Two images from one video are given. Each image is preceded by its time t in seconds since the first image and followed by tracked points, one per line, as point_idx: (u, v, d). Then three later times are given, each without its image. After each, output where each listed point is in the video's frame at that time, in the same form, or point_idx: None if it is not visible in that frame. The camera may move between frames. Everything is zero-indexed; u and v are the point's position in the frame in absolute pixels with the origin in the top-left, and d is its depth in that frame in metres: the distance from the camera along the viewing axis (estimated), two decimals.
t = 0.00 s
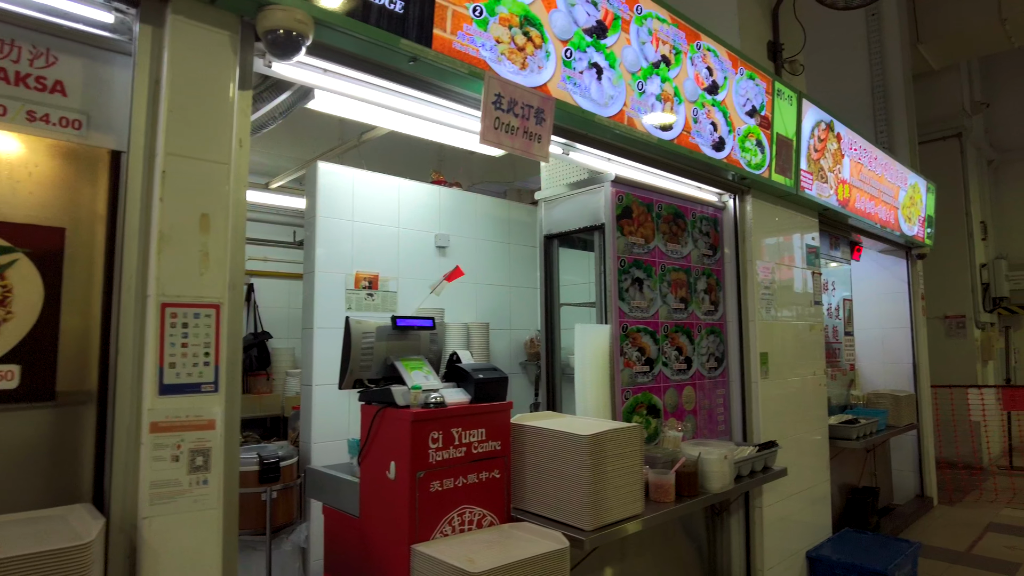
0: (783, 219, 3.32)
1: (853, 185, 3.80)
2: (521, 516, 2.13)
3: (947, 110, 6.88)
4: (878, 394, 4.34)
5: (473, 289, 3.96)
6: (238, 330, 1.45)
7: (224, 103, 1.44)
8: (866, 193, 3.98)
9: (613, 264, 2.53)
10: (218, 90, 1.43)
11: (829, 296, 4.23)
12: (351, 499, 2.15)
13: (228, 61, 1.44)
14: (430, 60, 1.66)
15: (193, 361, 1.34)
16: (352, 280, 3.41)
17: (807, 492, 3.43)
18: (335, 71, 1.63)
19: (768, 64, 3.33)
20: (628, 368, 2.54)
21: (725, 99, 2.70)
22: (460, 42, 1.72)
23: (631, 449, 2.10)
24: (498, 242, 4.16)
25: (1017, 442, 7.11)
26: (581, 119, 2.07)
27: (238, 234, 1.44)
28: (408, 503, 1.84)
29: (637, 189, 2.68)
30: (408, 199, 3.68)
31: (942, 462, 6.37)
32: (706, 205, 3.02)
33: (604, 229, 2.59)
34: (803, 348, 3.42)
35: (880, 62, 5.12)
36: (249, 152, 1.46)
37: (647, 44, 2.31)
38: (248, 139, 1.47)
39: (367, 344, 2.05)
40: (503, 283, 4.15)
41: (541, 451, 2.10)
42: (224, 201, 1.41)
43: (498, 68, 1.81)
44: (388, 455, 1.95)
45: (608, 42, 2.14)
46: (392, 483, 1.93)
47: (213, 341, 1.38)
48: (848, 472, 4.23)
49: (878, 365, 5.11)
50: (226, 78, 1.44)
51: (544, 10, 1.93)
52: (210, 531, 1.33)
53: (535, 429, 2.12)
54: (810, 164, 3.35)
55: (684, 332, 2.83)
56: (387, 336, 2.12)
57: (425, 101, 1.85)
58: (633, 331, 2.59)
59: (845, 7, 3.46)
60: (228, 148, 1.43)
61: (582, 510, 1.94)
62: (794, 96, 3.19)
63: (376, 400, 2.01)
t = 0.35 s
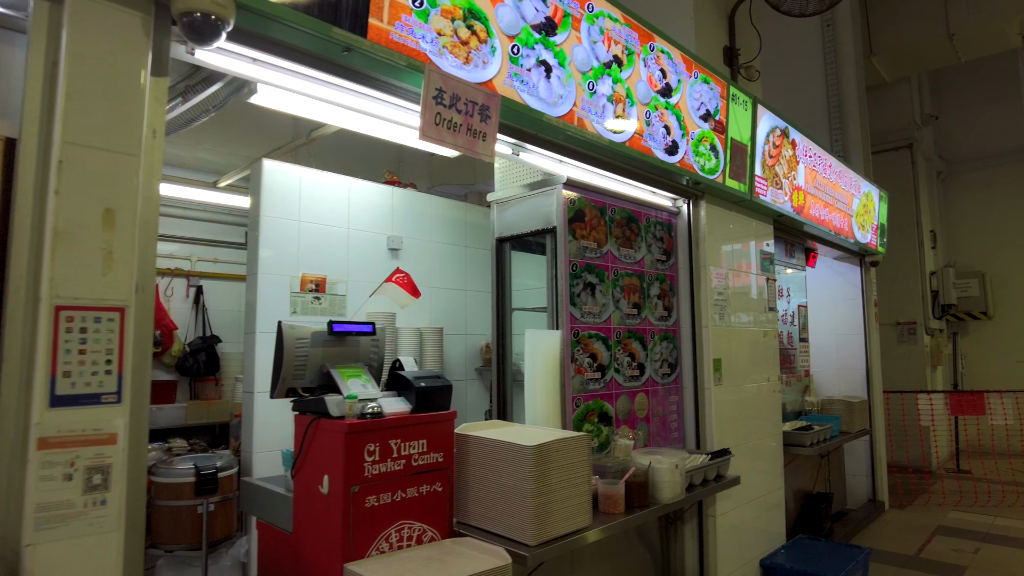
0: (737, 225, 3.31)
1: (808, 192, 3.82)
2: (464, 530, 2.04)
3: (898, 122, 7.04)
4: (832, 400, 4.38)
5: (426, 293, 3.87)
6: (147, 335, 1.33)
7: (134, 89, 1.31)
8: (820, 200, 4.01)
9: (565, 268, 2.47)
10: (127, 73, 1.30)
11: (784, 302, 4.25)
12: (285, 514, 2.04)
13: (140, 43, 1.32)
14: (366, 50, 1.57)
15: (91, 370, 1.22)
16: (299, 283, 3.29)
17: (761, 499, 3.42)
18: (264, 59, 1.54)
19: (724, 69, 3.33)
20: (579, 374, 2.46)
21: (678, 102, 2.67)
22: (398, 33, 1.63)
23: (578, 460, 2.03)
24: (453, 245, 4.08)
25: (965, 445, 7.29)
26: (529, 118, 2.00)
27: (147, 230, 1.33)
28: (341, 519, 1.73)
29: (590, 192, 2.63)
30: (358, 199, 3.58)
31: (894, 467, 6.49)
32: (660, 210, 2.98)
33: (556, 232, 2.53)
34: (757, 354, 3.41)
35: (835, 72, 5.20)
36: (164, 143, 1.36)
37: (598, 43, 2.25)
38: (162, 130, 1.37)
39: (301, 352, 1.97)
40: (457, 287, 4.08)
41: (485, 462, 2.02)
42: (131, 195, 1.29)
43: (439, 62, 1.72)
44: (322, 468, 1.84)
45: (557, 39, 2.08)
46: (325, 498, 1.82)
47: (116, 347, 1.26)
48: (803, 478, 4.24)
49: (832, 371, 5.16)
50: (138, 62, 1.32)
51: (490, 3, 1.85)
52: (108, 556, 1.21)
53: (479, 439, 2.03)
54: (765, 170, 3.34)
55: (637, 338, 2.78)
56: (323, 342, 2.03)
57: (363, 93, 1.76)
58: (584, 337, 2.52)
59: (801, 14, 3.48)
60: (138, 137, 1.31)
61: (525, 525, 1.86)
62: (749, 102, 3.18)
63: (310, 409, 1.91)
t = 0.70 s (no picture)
0: (711, 233, 3.21)
1: (783, 199, 3.75)
2: (419, 562, 1.88)
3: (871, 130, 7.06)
4: (806, 411, 4.31)
5: (389, 301, 3.73)
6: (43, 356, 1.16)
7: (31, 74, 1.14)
8: (795, 208, 3.94)
9: (532, 277, 2.33)
10: (24, 55, 1.13)
11: (759, 312, 4.17)
12: (225, 545, 1.87)
13: (39, 20, 1.15)
14: (308, 38, 1.42)
15: None
16: (252, 290, 3.12)
17: (736, 515, 3.32)
18: (194, 46, 1.38)
19: (699, 72, 3.23)
20: (546, 390, 2.32)
21: (651, 105, 2.56)
22: (344, 21, 1.48)
23: (542, 485, 1.89)
24: (420, 251, 3.93)
25: (936, 453, 7.31)
26: (491, 117, 1.86)
27: (46, 234, 1.16)
28: (281, 554, 1.57)
29: (559, 197, 2.50)
30: (318, 202, 3.43)
31: (867, 476, 6.47)
32: (633, 216, 2.87)
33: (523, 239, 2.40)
34: (731, 366, 3.32)
35: (809, 79, 5.16)
36: (70, 137, 1.20)
37: (566, 40, 2.13)
38: (67, 122, 1.21)
39: (241, 367, 1.82)
40: (423, 295, 3.93)
41: (442, 487, 1.87)
42: (25, 194, 1.12)
43: (392, 53, 1.58)
44: (262, 496, 1.68)
45: (522, 34, 1.95)
46: (264, 530, 1.65)
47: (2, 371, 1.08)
48: (778, 491, 4.16)
49: (806, 380, 5.10)
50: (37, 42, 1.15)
51: None
52: None
53: (436, 463, 1.89)
54: (740, 177, 3.25)
55: (608, 351, 2.66)
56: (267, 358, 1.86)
57: (309, 86, 1.61)
58: (552, 350, 2.38)
59: (776, 17, 3.40)
60: (35, 129, 1.14)
61: (484, 558, 1.72)
62: (724, 106, 3.08)
63: (251, 431, 1.76)
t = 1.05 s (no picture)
0: (697, 262, 3.13)
1: (769, 228, 3.68)
2: None
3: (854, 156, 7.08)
4: (795, 444, 4.21)
5: (364, 330, 3.61)
6: None
7: None
8: (782, 236, 3.87)
9: (511, 311, 2.22)
10: None
11: (745, 341, 4.09)
12: None
13: None
14: (264, 61, 1.31)
15: None
16: (219, 320, 2.99)
17: (725, 556, 3.19)
18: (141, 68, 1.27)
19: (683, 98, 3.17)
20: (525, 432, 2.20)
21: (634, 132, 2.48)
22: (305, 43, 1.37)
23: (519, 539, 1.76)
24: (397, 278, 3.82)
25: (924, 481, 7.24)
26: (466, 145, 1.76)
27: None
28: None
29: (540, 227, 2.40)
30: (291, 227, 3.33)
31: (856, 505, 6.37)
32: (616, 246, 2.77)
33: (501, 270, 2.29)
34: (718, 400, 3.21)
35: (793, 106, 5.15)
36: None
37: (546, 65, 2.05)
38: None
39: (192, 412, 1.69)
40: (400, 324, 3.82)
41: (411, 543, 1.73)
42: None
43: (357, 78, 1.48)
44: (212, 556, 1.53)
45: (499, 58, 1.86)
46: None
47: None
48: (767, 527, 4.04)
49: (794, 410, 5.01)
50: None
51: (420, 14, 1.62)
52: None
53: (405, 516, 1.75)
54: (725, 205, 3.17)
55: (590, 387, 2.54)
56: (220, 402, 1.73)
57: (267, 111, 1.50)
58: (532, 388, 2.26)
59: (760, 43, 3.35)
60: None
61: None
62: (709, 133, 3.02)
63: (202, 482, 1.62)
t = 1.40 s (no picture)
0: (690, 301, 3.03)
1: (764, 265, 3.60)
2: None
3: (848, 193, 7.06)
4: (794, 488, 4.06)
5: (346, 371, 3.52)
6: None
7: None
8: (776, 273, 3.79)
9: (495, 354, 2.11)
10: None
11: (742, 381, 3.98)
12: None
13: None
14: (221, 94, 1.23)
15: None
16: (193, 361, 2.88)
17: None
18: (89, 100, 1.18)
19: (674, 134, 3.12)
20: (509, 484, 2.07)
21: (622, 169, 2.40)
22: (266, 75, 1.29)
23: None
24: (381, 316, 3.73)
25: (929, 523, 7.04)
26: (444, 183, 1.67)
27: None
28: None
29: (525, 266, 2.31)
30: (272, 264, 3.24)
31: (859, 549, 6.17)
32: (606, 285, 2.68)
33: (485, 311, 2.18)
34: (716, 446, 3.07)
35: (786, 143, 5.13)
36: None
37: (529, 100, 1.98)
38: None
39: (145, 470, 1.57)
40: (383, 363, 3.72)
41: None
42: None
43: (325, 112, 1.39)
44: None
45: (479, 93, 1.79)
46: None
47: None
48: None
49: (792, 452, 4.87)
50: None
51: (394, 47, 1.55)
52: None
53: None
54: (718, 243, 3.09)
55: (579, 434, 2.42)
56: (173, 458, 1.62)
57: (229, 145, 1.41)
58: (516, 437, 2.14)
59: (750, 79, 3.31)
60: None
61: None
62: (700, 170, 2.95)
63: (151, 546, 1.48)
